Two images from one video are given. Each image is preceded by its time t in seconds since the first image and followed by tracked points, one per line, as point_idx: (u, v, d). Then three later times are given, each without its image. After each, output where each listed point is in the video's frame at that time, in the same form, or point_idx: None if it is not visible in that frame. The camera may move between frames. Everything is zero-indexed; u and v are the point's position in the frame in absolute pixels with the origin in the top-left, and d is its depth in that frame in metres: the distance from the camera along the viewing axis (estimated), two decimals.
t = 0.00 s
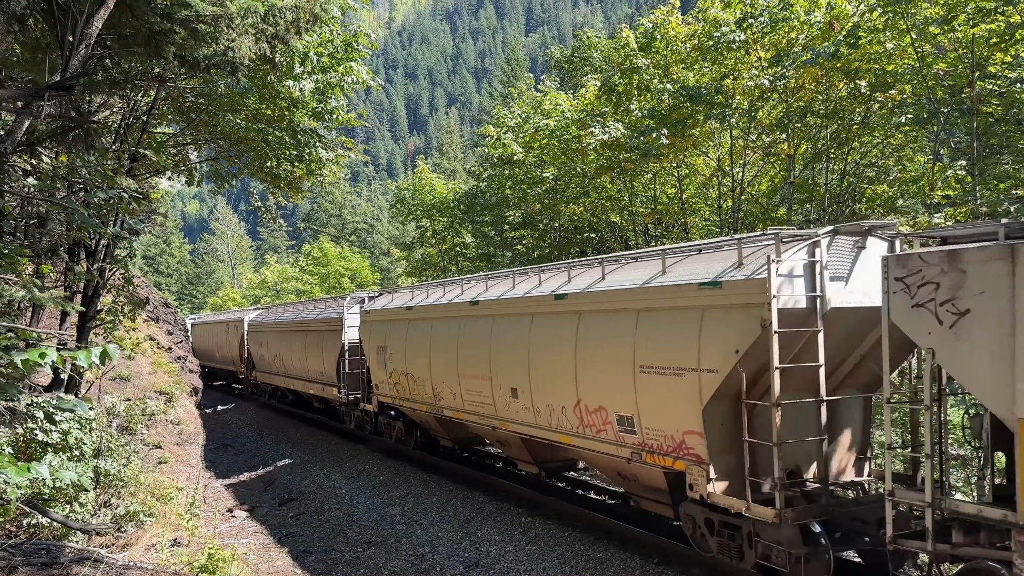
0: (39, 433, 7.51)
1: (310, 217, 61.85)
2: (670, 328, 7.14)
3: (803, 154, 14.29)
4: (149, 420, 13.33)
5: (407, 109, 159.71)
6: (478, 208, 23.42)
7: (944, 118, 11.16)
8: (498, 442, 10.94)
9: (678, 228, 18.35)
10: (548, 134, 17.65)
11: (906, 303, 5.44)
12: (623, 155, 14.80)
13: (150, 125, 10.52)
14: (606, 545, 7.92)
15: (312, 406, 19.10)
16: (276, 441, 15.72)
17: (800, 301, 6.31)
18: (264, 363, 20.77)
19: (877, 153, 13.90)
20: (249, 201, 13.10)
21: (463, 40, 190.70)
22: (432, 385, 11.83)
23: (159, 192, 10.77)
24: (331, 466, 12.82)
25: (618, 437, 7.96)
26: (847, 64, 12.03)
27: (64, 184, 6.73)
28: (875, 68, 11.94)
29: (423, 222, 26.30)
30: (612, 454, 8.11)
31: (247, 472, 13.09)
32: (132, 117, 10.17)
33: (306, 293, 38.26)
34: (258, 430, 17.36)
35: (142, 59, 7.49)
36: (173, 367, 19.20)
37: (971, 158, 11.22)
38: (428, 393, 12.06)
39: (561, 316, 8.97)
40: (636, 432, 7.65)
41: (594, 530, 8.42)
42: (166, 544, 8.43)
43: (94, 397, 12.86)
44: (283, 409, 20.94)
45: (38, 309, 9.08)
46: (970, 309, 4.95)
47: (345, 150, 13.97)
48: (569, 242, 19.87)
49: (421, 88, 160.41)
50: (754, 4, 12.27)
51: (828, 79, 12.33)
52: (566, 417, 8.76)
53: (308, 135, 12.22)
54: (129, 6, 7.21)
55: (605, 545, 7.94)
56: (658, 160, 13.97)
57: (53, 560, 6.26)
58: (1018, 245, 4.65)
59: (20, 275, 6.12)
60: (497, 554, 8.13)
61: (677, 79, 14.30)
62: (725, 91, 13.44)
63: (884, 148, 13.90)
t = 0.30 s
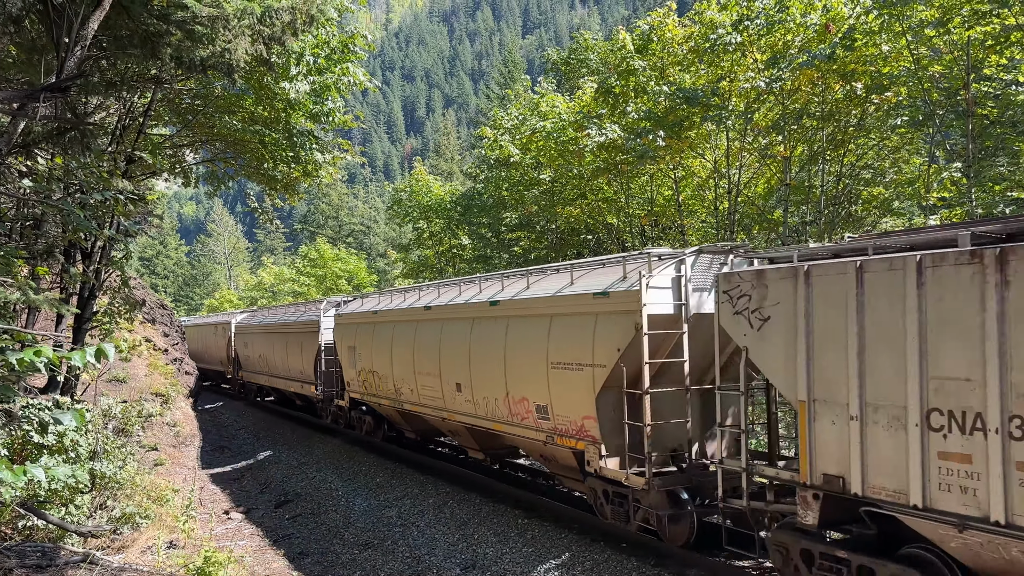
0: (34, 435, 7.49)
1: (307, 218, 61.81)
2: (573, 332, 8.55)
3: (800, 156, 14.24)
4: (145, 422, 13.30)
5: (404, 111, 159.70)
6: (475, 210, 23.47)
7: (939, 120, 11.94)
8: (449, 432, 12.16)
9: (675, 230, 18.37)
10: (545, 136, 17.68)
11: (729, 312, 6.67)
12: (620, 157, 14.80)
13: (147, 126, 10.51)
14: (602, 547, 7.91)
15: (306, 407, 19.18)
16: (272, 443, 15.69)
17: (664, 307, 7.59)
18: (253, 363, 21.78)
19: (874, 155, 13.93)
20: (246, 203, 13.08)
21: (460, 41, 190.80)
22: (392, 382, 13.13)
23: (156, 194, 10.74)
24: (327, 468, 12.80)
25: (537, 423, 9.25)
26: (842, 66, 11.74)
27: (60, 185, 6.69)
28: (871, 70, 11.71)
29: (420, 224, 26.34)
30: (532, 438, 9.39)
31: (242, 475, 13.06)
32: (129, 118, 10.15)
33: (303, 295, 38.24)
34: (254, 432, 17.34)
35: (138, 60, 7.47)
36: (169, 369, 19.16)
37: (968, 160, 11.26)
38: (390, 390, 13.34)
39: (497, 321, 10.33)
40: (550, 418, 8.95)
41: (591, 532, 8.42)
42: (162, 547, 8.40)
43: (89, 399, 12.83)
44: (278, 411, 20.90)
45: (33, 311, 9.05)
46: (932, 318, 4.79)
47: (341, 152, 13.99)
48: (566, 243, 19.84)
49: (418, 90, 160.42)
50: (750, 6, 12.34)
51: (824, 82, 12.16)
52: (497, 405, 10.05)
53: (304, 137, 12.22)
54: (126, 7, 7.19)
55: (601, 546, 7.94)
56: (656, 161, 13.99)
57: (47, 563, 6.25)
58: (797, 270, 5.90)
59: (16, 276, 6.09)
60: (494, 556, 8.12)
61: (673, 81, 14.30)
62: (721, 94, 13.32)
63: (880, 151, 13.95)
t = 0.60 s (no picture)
0: (29, 437, 7.46)
1: (304, 220, 61.76)
2: (504, 333, 9.57)
3: (795, 158, 14.29)
4: (141, 424, 13.28)
5: (402, 112, 159.68)
6: (471, 211, 23.51)
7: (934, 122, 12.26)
8: (410, 424, 13.12)
9: (671, 232, 18.41)
10: (542, 138, 17.70)
11: (614, 318, 7.82)
12: (617, 159, 14.82)
13: (143, 127, 10.50)
14: (598, 548, 7.92)
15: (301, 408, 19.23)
16: (268, 445, 15.65)
17: (573, 313, 8.72)
18: (240, 366, 22.61)
19: (869, 157, 13.82)
20: (242, 204, 13.07)
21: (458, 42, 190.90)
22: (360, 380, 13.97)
23: (151, 195, 10.72)
24: (323, 470, 12.78)
25: (476, 414, 10.20)
26: (837, 67, 11.69)
27: (56, 188, 6.66)
28: (867, 73, 11.70)
29: (416, 225, 26.37)
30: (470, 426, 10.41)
31: (238, 476, 13.04)
32: (125, 119, 10.13)
33: (300, 296, 38.22)
34: (250, 434, 17.32)
35: (134, 61, 7.45)
36: (165, 370, 19.12)
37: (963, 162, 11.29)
38: (358, 387, 14.23)
39: (446, 323, 11.27)
40: (486, 409, 9.91)
41: (586, 533, 8.42)
42: (158, 549, 8.37)
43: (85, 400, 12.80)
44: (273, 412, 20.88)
45: (29, 312, 9.03)
46: (920, 310, 4.58)
47: (337, 153, 13.97)
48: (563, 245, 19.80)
49: (416, 91, 160.43)
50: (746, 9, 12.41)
51: (820, 84, 12.16)
52: (445, 399, 10.96)
53: (299, 139, 12.18)
54: (122, 8, 7.17)
55: (597, 548, 7.93)
56: (652, 163, 14.03)
57: (42, 565, 6.25)
58: (661, 283, 6.99)
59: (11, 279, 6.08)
60: (490, 557, 8.12)
61: (669, 82, 14.30)
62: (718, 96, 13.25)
63: (874, 152, 13.78)
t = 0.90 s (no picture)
0: (24, 438, 7.43)
1: (301, 221, 61.71)
2: (452, 333, 10.54)
3: (791, 159, 14.31)
4: (136, 425, 13.24)
5: (399, 112, 159.61)
6: (468, 212, 23.53)
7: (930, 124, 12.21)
8: (377, 418, 14.04)
9: (668, 232, 18.44)
10: (538, 139, 17.70)
11: (533, 321, 9.34)
12: (613, 160, 14.82)
13: (138, 128, 10.48)
14: (595, 549, 7.91)
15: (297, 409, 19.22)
16: (264, 446, 15.61)
17: (506, 316, 9.87)
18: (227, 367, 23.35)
19: (865, 158, 13.98)
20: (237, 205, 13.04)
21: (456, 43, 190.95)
22: (332, 378, 14.87)
23: (147, 196, 10.70)
24: (319, 472, 12.75)
25: (428, 407, 11.16)
26: (833, 69, 11.78)
27: (51, 188, 6.64)
28: (862, 73, 11.78)
29: (413, 226, 26.36)
30: (421, 417, 11.47)
31: (234, 478, 13.00)
32: (120, 120, 10.12)
33: (296, 297, 38.18)
34: (246, 435, 17.28)
35: (129, 62, 7.42)
36: (161, 371, 19.07)
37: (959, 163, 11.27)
38: (330, 384, 15.07)
39: (404, 325, 12.24)
40: (436, 402, 10.87)
41: (583, 534, 8.40)
42: (153, 550, 8.34)
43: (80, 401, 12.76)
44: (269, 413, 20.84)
45: (24, 314, 9.00)
46: (930, 307, 4.44)
47: (334, 153, 13.94)
48: (560, 246, 19.69)
49: (413, 91, 160.39)
50: (742, 10, 12.37)
51: (816, 85, 12.18)
52: (403, 394, 11.91)
53: (295, 140, 12.11)
54: (117, 8, 7.15)
55: (593, 550, 7.92)
56: (648, 165, 14.05)
57: (37, 567, 6.23)
58: (591, 290, 7.95)
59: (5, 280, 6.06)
60: (486, 559, 8.12)
61: (666, 84, 14.30)
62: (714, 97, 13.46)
63: (871, 153, 13.95)
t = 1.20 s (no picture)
0: (20, 439, 7.40)
1: (298, 221, 61.66)
2: (410, 335, 11.67)
3: (788, 160, 14.33)
4: (133, 426, 13.21)
5: (397, 113, 159.55)
6: (465, 213, 23.56)
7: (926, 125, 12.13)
8: (349, 413, 15.16)
9: (665, 233, 18.46)
10: (536, 139, 17.71)
11: (472, 325, 10.71)
12: (610, 160, 14.83)
13: (135, 128, 10.45)
14: (592, 550, 7.89)
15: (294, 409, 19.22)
16: (262, 446, 15.60)
17: (454, 319, 11.09)
18: (216, 368, 24.30)
19: (862, 158, 13.85)
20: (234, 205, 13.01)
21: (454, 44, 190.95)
22: (309, 375, 16.02)
23: (143, 196, 10.68)
24: (317, 473, 12.73)
25: (390, 401, 12.29)
26: (830, 70, 11.86)
27: (46, 189, 6.59)
28: (859, 74, 11.80)
29: (410, 226, 26.36)
30: (383, 409, 12.61)
31: (231, 479, 12.97)
32: (116, 120, 10.11)
33: (293, 298, 38.14)
34: (243, 436, 17.26)
35: (125, 62, 7.39)
36: (158, 372, 19.07)
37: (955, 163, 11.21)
38: (308, 381, 16.21)
39: (370, 327, 13.45)
40: (396, 396, 11.99)
41: (580, 535, 8.40)
42: (150, 551, 8.31)
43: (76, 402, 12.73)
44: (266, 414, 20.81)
45: (19, 314, 8.97)
46: (949, 306, 4.32)
47: (331, 153, 13.92)
48: (557, 247, 19.49)
49: (411, 92, 160.34)
50: (739, 11, 12.38)
51: (813, 85, 12.21)
52: (369, 390, 13.06)
53: (292, 139, 12.13)
54: (113, 8, 7.13)
55: (591, 550, 7.92)
56: (645, 165, 14.07)
57: (33, 569, 6.20)
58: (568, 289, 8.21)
59: None
60: (483, 559, 8.11)
61: (663, 85, 14.32)
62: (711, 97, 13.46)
63: (868, 154, 13.94)
